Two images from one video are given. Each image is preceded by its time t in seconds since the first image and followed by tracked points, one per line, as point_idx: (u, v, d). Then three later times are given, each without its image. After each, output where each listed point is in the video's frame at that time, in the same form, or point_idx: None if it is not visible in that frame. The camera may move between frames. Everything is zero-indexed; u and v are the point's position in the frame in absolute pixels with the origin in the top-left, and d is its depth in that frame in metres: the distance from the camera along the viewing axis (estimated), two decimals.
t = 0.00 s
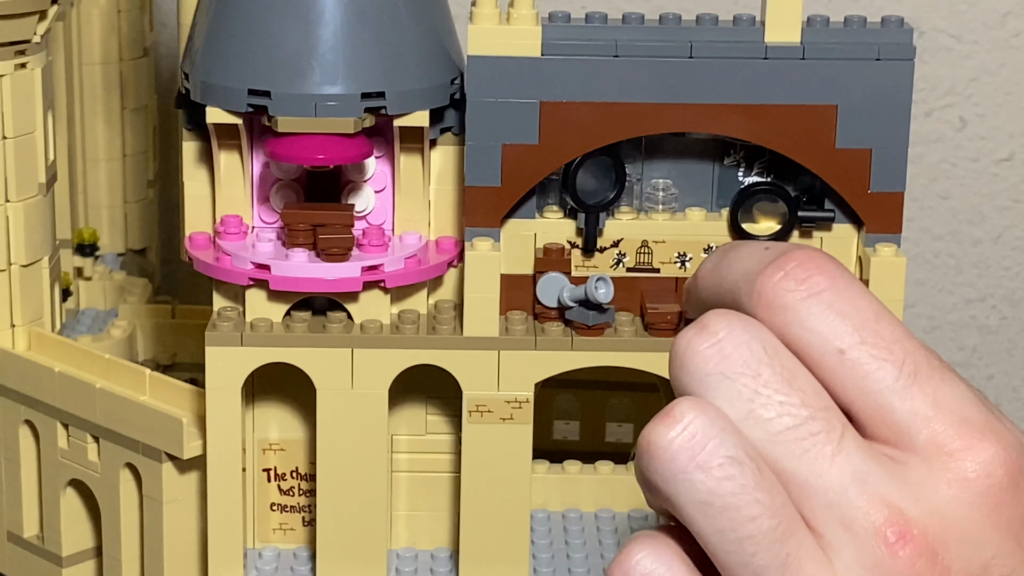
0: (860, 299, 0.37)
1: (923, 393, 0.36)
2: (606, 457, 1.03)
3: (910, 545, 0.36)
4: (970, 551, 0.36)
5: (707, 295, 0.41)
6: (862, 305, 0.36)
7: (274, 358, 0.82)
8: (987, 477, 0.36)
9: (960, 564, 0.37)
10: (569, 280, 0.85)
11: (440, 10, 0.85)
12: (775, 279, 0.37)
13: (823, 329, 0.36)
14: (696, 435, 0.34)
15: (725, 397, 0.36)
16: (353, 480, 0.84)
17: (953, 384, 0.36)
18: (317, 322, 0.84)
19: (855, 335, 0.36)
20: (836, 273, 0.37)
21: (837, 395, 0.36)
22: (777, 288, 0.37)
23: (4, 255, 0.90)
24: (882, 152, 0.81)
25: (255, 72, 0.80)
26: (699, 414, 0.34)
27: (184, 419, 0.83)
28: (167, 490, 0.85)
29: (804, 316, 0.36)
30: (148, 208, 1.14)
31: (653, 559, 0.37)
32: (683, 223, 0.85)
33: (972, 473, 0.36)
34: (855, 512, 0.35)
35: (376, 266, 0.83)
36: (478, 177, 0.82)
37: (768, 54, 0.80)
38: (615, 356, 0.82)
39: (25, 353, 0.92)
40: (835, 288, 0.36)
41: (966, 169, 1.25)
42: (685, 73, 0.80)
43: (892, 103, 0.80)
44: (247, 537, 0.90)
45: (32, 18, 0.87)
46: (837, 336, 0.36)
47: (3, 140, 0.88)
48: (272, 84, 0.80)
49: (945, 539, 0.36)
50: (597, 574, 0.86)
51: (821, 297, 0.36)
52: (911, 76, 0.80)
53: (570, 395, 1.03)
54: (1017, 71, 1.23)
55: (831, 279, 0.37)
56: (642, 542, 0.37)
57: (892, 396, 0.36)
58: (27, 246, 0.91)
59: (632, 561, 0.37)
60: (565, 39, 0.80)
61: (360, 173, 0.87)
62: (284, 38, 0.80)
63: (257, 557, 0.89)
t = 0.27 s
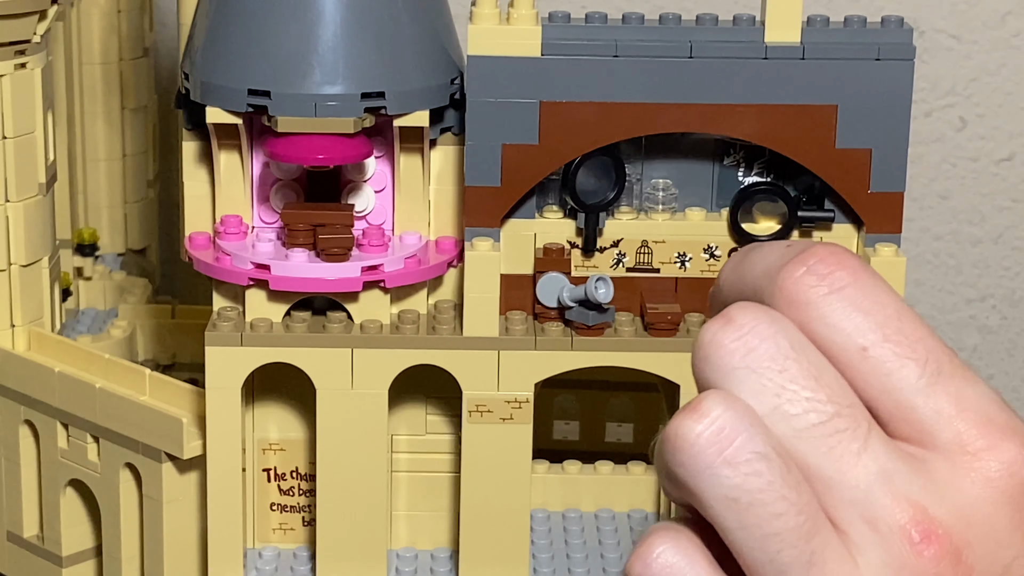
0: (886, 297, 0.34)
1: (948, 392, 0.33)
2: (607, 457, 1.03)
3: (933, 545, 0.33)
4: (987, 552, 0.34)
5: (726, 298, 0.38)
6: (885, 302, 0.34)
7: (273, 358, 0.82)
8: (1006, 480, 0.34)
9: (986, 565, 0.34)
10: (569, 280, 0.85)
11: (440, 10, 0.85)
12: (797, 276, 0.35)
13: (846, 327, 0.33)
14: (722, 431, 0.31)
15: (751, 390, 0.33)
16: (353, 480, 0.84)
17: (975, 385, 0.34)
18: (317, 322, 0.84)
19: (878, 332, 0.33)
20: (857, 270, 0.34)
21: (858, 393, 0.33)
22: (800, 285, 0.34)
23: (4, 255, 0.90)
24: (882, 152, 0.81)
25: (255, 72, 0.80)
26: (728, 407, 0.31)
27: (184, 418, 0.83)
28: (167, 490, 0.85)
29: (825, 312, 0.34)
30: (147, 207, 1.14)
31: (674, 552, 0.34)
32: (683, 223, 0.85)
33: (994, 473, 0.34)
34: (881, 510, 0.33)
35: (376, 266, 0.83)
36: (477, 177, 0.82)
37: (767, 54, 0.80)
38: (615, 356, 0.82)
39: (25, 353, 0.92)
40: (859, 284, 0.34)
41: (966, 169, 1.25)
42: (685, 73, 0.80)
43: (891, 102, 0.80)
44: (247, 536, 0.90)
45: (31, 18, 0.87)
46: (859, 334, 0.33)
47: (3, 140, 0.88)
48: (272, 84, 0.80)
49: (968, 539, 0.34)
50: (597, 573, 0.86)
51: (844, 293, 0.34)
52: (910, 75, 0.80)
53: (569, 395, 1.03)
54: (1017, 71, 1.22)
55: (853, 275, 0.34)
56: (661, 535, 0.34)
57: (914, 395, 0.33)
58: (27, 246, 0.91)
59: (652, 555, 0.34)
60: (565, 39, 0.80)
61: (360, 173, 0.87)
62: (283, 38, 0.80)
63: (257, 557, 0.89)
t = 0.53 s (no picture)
0: (877, 302, 0.48)
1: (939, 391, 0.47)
2: (607, 457, 1.03)
3: (938, 533, 0.46)
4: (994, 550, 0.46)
5: (706, 274, 0.54)
6: (876, 302, 0.48)
7: (273, 358, 0.82)
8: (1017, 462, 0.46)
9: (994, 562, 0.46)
10: (569, 280, 0.85)
11: (440, 10, 0.85)
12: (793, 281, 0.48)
13: (847, 332, 0.47)
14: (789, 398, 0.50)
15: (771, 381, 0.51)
16: (353, 480, 0.84)
17: (981, 385, 0.47)
18: (317, 322, 0.84)
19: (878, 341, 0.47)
20: (852, 280, 0.48)
21: (862, 390, 0.48)
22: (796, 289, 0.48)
23: (4, 255, 0.90)
24: (883, 152, 0.81)
25: (255, 72, 0.80)
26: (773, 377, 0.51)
27: (184, 418, 0.83)
28: (167, 490, 0.85)
29: (824, 317, 0.47)
30: (148, 207, 1.14)
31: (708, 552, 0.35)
32: (683, 223, 0.85)
33: (1000, 461, 0.46)
34: (881, 489, 0.47)
35: (376, 266, 0.83)
36: (477, 177, 0.82)
37: (767, 54, 0.80)
38: (615, 356, 0.82)
39: (25, 352, 0.92)
40: (850, 292, 0.48)
41: (966, 169, 1.25)
42: (685, 73, 0.80)
43: (892, 103, 0.80)
44: (247, 537, 0.90)
45: (31, 18, 0.87)
46: (860, 342, 0.47)
47: (3, 140, 0.88)
48: (272, 84, 0.80)
49: (983, 545, 0.46)
50: (597, 573, 0.86)
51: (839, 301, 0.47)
52: (911, 75, 0.80)
53: (570, 395, 1.03)
54: (1017, 71, 1.23)
55: (847, 282, 0.48)
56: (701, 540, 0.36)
57: (920, 395, 0.47)
58: (28, 246, 0.91)
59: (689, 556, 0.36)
60: (565, 39, 0.80)
61: (360, 173, 0.87)
62: (283, 38, 0.80)
63: (257, 557, 0.89)
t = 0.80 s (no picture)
0: (898, 327, 0.48)
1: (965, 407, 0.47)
2: (607, 457, 1.03)
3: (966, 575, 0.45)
4: None
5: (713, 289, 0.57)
6: (895, 334, 0.48)
7: (274, 358, 0.82)
8: None
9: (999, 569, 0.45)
10: (569, 280, 0.85)
11: (440, 10, 0.85)
12: (807, 311, 0.50)
13: (867, 361, 0.48)
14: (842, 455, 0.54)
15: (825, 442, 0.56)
16: (353, 480, 0.84)
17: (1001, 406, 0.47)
18: (317, 322, 0.84)
19: (893, 367, 0.48)
20: (870, 307, 0.49)
21: (889, 419, 0.48)
22: (810, 320, 0.50)
23: (4, 255, 0.90)
24: (883, 152, 0.81)
25: (255, 72, 0.80)
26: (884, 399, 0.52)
27: (184, 419, 0.83)
28: (167, 491, 0.85)
29: (839, 349, 0.49)
30: (148, 207, 1.14)
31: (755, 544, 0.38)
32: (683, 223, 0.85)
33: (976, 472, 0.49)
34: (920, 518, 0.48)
35: (376, 267, 0.83)
36: (477, 177, 0.82)
37: (768, 54, 0.80)
38: (615, 356, 0.82)
39: (25, 353, 0.92)
40: (871, 323, 0.49)
41: (966, 169, 1.25)
42: (685, 73, 0.80)
43: (892, 103, 0.80)
44: (247, 537, 0.90)
45: (31, 18, 0.87)
46: (879, 368, 0.48)
47: (3, 140, 0.88)
48: (272, 84, 0.80)
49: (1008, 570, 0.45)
50: (597, 573, 0.86)
51: (854, 332, 0.49)
52: (911, 76, 0.80)
53: (570, 395, 1.03)
54: (1017, 71, 1.23)
55: (867, 310, 0.49)
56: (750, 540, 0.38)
57: (936, 421, 0.47)
58: (28, 246, 0.91)
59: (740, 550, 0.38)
60: (565, 39, 0.80)
61: (360, 173, 0.87)
62: (284, 38, 0.80)
63: (257, 557, 0.89)
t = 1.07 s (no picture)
0: (911, 338, 0.60)
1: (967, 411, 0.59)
2: (606, 457, 1.03)
3: (987, 545, 0.55)
4: None
5: (736, 308, 0.67)
6: (913, 343, 0.60)
7: (273, 358, 0.82)
8: None
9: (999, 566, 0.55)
10: (569, 280, 0.85)
11: (440, 11, 0.85)
12: (827, 326, 0.62)
13: (887, 367, 0.60)
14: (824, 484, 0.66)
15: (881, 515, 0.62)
16: (353, 481, 0.84)
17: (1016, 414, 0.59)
18: (317, 322, 0.84)
19: (910, 375, 0.59)
20: (886, 321, 0.61)
21: (905, 416, 0.60)
22: (830, 334, 0.62)
23: (4, 255, 0.90)
24: (883, 152, 0.81)
25: (255, 72, 0.80)
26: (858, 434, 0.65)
27: (184, 418, 0.83)
28: (167, 491, 0.85)
29: (858, 356, 0.61)
30: (148, 208, 1.14)
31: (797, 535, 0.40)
32: (683, 223, 0.85)
33: None
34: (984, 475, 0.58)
35: (376, 267, 0.83)
36: (477, 177, 0.82)
37: (767, 54, 0.80)
38: (615, 356, 0.82)
39: (25, 352, 0.92)
40: (885, 332, 0.61)
41: (966, 169, 1.25)
42: (685, 73, 0.80)
43: (892, 103, 0.80)
44: (247, 537, 0.90)
45: (31, 18, 0.87)
46: (899, 374, 0.60)
47: (3, 140, 0.88)
48: (272, 84, 0.80)
49: None
50: (597, 573, 0.86)
51: (869, 343, 0.61)
52: (911, 76, 0.80)
53: (569, 395, 1.03)
54: (1017, 71, 1.23)
55: (883, 323, 0.61)
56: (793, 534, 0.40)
57: (951, 421, 0.59)
58: (27, 246, 0.91)
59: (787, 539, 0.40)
60: (565, 39, 0.80)
61: (360, 173, 0.87)
62: (283, 38, 0.80)
63: (257, 557, 0.89)
